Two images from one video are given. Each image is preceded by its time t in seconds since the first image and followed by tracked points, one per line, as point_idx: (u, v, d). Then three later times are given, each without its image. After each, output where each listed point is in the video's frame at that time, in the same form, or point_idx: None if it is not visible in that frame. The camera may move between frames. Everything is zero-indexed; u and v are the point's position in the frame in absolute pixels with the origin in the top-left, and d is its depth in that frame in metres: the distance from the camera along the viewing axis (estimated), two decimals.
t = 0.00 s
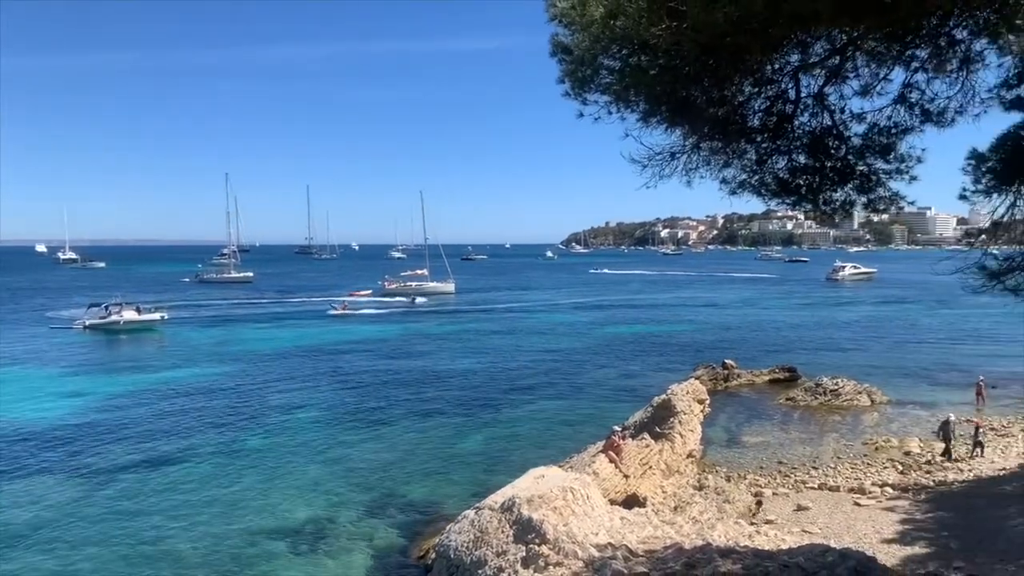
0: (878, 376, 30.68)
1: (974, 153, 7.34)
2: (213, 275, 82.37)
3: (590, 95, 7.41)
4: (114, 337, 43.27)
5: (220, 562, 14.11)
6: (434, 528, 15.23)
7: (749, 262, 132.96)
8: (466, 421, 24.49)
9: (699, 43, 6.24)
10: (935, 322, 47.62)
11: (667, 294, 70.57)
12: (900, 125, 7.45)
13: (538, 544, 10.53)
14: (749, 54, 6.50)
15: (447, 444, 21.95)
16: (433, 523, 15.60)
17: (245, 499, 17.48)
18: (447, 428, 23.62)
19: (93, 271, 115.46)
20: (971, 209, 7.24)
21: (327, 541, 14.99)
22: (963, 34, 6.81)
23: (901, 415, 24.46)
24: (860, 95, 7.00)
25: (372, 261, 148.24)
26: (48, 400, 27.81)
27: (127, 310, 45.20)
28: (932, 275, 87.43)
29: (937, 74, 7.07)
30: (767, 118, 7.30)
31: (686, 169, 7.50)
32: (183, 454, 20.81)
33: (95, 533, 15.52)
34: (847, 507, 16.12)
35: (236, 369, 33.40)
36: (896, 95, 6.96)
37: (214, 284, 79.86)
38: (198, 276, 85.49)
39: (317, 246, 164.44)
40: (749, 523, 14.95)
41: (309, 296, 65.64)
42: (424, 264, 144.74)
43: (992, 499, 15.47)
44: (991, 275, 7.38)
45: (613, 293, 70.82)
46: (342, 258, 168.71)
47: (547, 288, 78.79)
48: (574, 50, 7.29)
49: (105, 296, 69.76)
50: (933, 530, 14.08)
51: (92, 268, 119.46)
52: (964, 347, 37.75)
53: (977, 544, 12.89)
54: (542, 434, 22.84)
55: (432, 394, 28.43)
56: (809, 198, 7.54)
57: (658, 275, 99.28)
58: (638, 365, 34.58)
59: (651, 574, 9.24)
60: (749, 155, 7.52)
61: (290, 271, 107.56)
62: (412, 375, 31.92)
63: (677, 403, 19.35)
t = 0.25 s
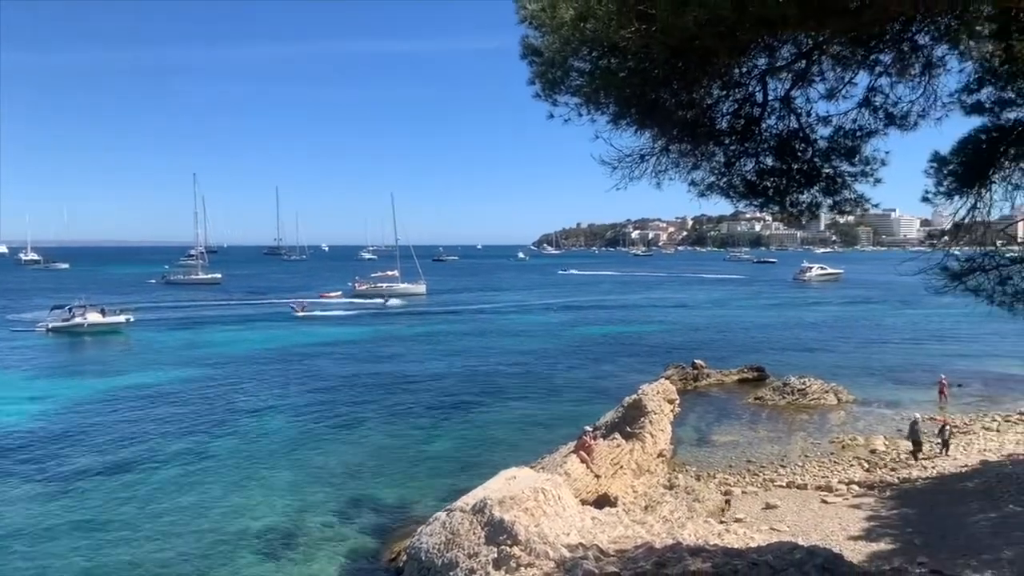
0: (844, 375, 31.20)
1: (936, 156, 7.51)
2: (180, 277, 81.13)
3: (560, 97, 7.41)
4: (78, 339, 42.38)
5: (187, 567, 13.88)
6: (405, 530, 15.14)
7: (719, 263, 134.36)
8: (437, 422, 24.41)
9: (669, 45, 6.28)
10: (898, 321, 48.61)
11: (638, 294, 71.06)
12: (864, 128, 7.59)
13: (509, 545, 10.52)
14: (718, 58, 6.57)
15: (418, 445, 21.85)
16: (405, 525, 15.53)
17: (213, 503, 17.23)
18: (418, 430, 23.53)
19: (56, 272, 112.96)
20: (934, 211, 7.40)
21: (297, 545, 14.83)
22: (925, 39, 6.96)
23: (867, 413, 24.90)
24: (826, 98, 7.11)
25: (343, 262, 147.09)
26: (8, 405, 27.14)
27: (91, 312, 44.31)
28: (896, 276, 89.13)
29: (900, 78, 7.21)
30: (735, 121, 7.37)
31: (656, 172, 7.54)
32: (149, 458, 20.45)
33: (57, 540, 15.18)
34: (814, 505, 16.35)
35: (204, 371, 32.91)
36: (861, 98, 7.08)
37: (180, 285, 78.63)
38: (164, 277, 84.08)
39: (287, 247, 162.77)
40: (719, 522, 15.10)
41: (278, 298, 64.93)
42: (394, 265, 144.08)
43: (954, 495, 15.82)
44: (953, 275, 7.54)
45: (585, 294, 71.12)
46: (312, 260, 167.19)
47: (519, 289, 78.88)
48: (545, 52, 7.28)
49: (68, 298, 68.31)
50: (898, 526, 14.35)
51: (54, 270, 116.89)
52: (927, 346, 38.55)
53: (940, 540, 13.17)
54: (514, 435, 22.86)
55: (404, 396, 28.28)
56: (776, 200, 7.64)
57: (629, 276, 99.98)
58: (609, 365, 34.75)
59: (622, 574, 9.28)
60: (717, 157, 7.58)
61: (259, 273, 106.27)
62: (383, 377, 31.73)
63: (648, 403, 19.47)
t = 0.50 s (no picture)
0: (819, 375, 31.58)
1: (908, 159, 7.63)
2: (154, 279, 80.03)
3: (538, 99, 7.41)
4: (48, 342, 41.63)
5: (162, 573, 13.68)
6: (383, 534, 15.06)
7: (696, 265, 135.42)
8: (416, 425, 24.32)
9: (646, 49, 6.30)
10: (871, 322, 49.29)
11: (616, 296, 71.37)
12: (839, 131, 7.68)
13: (488, 547, 10.50)
14: (695, 61, 6.60)
15: (396, 448, 21.75)
16: (383, 528, 15.44)
17: (188, 507, 17.01)
18: (397, 432, 23.43)
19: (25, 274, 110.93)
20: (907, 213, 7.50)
21: (274, 549, 14.68)
22: (898, 44, 7.06)
23: (841, 413, 25.23)
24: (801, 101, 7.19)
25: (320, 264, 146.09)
26: None
27: (62, 314, 43.59)
28: (868, 277, 90.40)
29: (873, 82, 7.30)
30: (712, 124, 7.41)
31: (633, 174, 7.57)
32: (122, 463, 20.14)
33: (26, 547, 14.89)
34: (790, 504, 16.51)
35: (178, 374, 32.49)
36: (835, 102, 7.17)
37: (154, 287, 77.61)
38: (137, 279, 82.89)
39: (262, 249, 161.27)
40: (696, 522, 15.19)
41: (254, 300, 64.33)
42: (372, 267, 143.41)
43: (927, 493, 16.07)
44: (925, 277, 7.66)
45: (563, 295, 71.28)
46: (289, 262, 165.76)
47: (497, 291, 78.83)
48: (523, 53, 7.28)
49: (38, 300, 67.14)
50: (872, 524, 14.54)
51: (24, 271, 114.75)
52: (900, 347, 39.14)
53: (913, 538, 13.37)
54: (493, 437, 22.84)
55: (382, 398, 28.14)
56: (752, 202, 7.71)
57: (607, 277, 100.35)
58: (587, 367, 34.86)
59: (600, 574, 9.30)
60: (694, 160, 7.62)
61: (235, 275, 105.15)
62: (361, 380, 31.54)
63: (626, 404, 19.54)
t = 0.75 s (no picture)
0: (795, 376, 31.92)
1: (884, 162, 7.71)
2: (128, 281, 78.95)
3: (518, 101, 7.41)
4: (20, 346, 40.90)
5: None
6: (362, 537, 14.96)
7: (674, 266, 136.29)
8: (395, 427, 24.21)
9: (626, 52, 6.32)
10: (847, 324, 49.88)
11: (595, 298, 71.59)
12: (816, 134, 7.77)
13: (468, 550, 10.47)
14: (674, 64, 6.63)
15: (376, 451, 21.64)
16: (362, 532, 15.35)
17: (163, 512, 16.78)
18: (376, 435, 23.31)
19: None
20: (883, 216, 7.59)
21: (252, 553, 14.53)
22: (874, 48, 7.13)
23: (817, 414, 25.52)
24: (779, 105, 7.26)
25: (298, 266, 145.04)
26: None
27: (34, 317, 42.89)
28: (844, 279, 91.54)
29: (849, 86, 7.38)
30: (691, 126, 7.46)
31: (613, 176, 7.59)
32: (96, 467, 19.83)
33: None
34: (768, 504, 16.64)
35: (153, 378, 32.07)
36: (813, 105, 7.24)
37: (130, 289, 76.59)
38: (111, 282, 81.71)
39: (239, 251, 159.75)
40: (675, 522, 15.27)
41: (231, 302, 63.67)
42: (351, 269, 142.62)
43: (902, 492, 16.29)
44: (900, 279, 7.74)
45: (543, 297, 71.38)
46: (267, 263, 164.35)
47: (477, 292, 78.71)
48: (503, 55, 7.28)
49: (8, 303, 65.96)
50: (848, 524, 14.68)
51: None
52: (875, 347, 39.66)
53: (888, 537, 13.53)
54: (473, 439, 22.79)
55: (361, 401, 27.98)
56: (730, 204, 7.77)
57: (586, 279, 100.70)
58: (567, 368, 34.93)
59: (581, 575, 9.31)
60: (674, 162, 7.65)
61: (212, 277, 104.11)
62: (339, 382, 31.34)
63: (606, 405, 19.59)
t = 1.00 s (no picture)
0: (781, 378, 32.11)
1: (870, 164, 7.74)
2: (112, 283, 78.23)
3: (508, 103, 7.40)
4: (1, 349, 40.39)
5: None
6: (349, 540, 14.89)
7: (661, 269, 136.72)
8: (382, 430, 24.13)
9: (616, 53, 6.33)
10: (832, 325, 50.25)
11: (582, 299, 71.76)
12: (803, 136, 7.81)
13: (457, 552, 10.43)
14: (663, 66, 6.65)
15: (363, 453, 21.54)
16: (350, 534, 15.29)
17: (148, 515, 16.62)
18: (363, 437, 23.20)
19: None
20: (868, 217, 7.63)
21: (237, 557, 14.41)
22: (860, 50, 7.16)
23: (803, 414, 25.68)
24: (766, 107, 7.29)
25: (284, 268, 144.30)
26: None
27: (16, 320, 42.42)
28: (829, 281, 92.26)
29: (836, 88, 7.42)
30: (679, 128, 7.48)
31: (602, 178, 7.60)
32: (78, 471, 19.62)
33: None
34: (755, 505, 16.70)
35: (137, 380, 31.78)
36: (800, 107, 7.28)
37: (114, 292, 75.91)
38: (95, 284, 80.91)
39: (224, 253, 158.81)
40: (662, 523, 15.30)
41: (216, 304, 63.23)
42: (337, 271, 142.05)
43: (887, 492, 16.41)
44: (886, 280, 7.78)
45: (530, 299, 71.42)
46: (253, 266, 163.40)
47: (464, 295, 78.54)
48: (492, 57, 7.27)
49: None
50: (834, 524, 14.77)
51: None
52: (860, 349, 39.94)
53: (874, 537, 13.62)
54: (460, 441, 22.74)
55: (348, 403, 27.87)
56: (718, 206, 7.79)
57: (574, 281, 100.85)
58: (554, 370, 34.94)
59: None
60: (662, 164, 7.67)
61: (197, 279, 103.32)
62: (326, 385, 31.20)
63: (593, 407, 19.61)
